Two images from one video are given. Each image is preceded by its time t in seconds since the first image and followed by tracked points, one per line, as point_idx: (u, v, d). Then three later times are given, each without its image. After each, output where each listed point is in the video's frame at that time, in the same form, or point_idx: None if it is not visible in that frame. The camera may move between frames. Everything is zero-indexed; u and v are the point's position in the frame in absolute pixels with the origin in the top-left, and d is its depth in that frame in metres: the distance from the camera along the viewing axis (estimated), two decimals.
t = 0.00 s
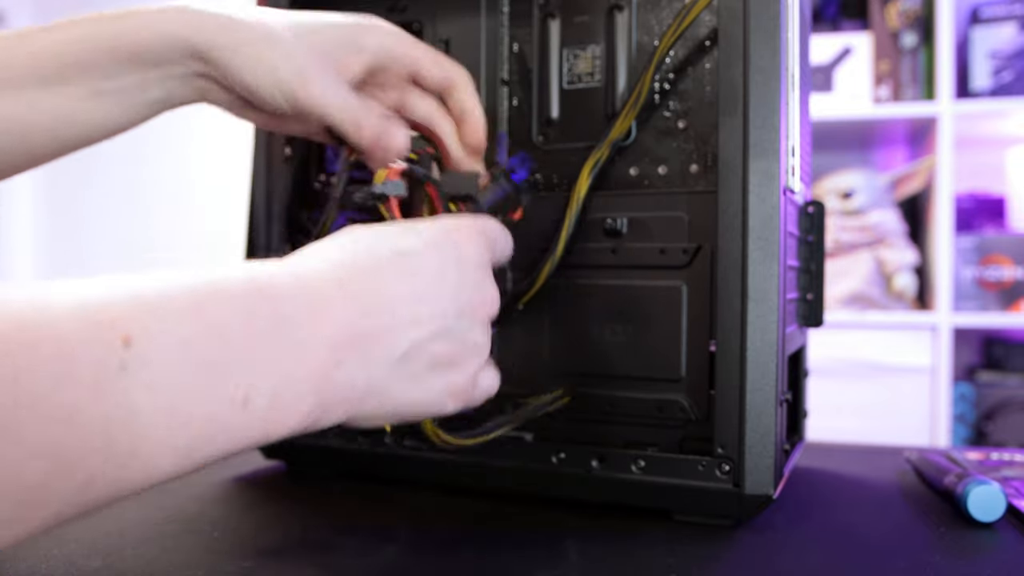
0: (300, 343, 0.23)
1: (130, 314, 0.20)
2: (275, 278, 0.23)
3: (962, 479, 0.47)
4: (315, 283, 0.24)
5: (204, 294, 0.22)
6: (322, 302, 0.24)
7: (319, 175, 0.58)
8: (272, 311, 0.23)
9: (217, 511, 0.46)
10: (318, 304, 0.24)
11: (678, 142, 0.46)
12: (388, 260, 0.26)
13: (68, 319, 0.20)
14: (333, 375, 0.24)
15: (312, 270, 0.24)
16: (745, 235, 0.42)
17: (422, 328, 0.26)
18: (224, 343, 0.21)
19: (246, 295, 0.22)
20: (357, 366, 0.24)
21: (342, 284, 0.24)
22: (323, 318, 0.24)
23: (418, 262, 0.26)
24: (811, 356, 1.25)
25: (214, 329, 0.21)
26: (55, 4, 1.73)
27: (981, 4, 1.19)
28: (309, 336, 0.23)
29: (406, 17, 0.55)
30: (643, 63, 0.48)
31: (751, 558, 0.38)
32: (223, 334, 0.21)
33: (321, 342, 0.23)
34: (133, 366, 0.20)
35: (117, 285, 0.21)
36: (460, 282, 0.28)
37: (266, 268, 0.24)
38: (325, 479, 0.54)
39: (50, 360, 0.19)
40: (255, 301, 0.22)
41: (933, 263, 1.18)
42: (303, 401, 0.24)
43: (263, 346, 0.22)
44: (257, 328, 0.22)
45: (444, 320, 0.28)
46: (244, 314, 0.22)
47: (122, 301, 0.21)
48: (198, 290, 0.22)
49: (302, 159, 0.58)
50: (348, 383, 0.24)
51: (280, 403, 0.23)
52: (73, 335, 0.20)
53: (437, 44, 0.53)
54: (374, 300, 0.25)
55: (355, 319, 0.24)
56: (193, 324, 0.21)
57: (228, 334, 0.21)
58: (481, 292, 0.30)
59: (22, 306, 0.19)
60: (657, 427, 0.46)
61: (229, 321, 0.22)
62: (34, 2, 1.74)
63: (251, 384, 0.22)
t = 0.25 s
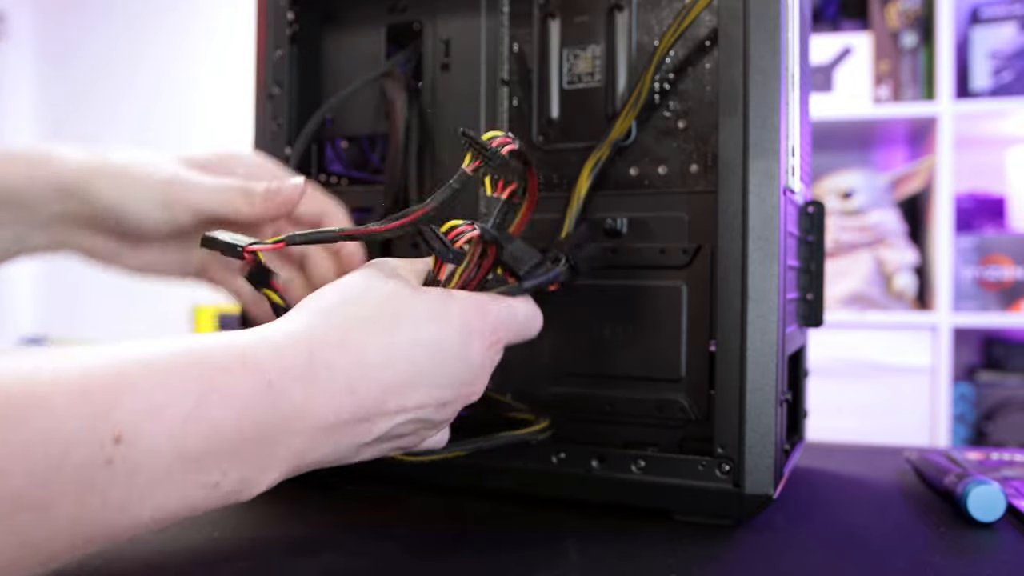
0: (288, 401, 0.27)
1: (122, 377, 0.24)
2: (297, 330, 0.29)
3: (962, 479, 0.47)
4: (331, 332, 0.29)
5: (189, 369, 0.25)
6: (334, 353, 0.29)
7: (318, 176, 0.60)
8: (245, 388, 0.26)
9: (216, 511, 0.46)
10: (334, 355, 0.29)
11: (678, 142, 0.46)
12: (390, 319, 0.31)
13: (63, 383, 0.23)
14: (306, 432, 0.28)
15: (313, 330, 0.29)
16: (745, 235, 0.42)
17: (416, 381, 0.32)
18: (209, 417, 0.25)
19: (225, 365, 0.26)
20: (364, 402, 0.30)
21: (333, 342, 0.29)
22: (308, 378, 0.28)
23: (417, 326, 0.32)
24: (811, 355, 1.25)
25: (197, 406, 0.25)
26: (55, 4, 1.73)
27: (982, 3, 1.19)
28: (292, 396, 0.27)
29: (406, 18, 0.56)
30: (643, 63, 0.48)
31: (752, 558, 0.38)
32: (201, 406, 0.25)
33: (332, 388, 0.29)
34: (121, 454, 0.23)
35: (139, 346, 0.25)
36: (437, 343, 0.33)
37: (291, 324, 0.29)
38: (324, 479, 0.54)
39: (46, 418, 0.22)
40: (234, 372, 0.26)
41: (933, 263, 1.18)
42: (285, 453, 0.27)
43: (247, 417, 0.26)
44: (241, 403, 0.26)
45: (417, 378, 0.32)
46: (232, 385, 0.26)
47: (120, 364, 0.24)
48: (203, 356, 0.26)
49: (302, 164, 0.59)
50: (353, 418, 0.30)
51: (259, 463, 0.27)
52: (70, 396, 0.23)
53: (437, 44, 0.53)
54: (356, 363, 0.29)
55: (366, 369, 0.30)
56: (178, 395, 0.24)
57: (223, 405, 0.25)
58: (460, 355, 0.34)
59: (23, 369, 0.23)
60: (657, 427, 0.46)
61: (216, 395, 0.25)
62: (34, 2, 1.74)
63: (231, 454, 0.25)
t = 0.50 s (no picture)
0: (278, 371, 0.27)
1: (114, 348, 0.24)
2: (290, 304, 0.29)
3: (962, 479, 0.47)
4: (322, 308, 0.29)
5: (181, 341, 0.25)
6: (321, 329, 0.29)
7: (318, 177, 0.60)
8: (237, 360, 0.26)
9: (216, 512, 0.46)
10: (323, 330, 0.29)
11: (678, 142, 0.46)
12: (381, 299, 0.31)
13: (56, 355, 0.23)
14: (296, 404, 0.28)
15: (302, 305, 0.29)
16: (745, 235, 0.42)
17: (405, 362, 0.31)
18: (201, 388, 0.25)
19: (216, 337, 0.26)
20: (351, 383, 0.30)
21: (323, 316, 0.29)
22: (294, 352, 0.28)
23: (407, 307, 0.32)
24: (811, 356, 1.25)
25: (189, 380, 0.25)
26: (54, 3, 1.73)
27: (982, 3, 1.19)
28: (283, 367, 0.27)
29: (406, 18, 0.56)
30: (643, 63, 0.48)
31: (751, 557, 0.38)
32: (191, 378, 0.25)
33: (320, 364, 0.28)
34: (115, 426, 0.23)
35: (131, 319, 0.26)
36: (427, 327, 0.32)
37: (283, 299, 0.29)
38: (324, 479, 0.54)
39: (40, 392, 0.22)
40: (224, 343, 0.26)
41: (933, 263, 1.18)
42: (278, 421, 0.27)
43: (238, 388, 0.26)
44: (232, 374, 0.26)
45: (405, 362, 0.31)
46: (222, 357, 0.26)
47: (111, 337, 0.24)
48: (195, 328, 0.26)
49: (302, 164, 0.60)
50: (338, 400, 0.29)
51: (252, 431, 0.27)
52: (62, 368, 0.23)
53: (438, 44, 0.53)
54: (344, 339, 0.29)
55: (354, 347, 0.30)
56: (170, 367, 0.24)
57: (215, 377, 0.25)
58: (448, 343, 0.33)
59: (16, 343, 0.23)
60: (657, 427, 0.46)
61: (207, 363, 0.25)
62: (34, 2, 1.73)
63: (222, 424, 0.26)
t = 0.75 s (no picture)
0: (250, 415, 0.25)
1: (74, 389, 0.22)
2: (262, 339, 0.27)
3: (962, 479, 0.47)
4: (302, 339, 0.27)
5: (150, 384, 0.23)
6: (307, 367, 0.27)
7: (318, 177, 0.60)
8: (202, 408, 0.24)
9: (216, 512, 0.46)
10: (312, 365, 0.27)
11: (678, 142, 0.46)
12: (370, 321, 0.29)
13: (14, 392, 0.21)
14: (265, 453, 0.26)
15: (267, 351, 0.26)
16: (745, 235, 0.42)
17: (383, 380, 0.31)
18: (173, 429, 0.23)
19: (184, 379, 0.24)
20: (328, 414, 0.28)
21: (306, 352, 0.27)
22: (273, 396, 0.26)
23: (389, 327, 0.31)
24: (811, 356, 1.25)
25: (147, 432, 0.23)
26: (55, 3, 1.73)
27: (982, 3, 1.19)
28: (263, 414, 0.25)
29: (406, 18, 0.56)
30: (643, 63, 0.48)
31: (751, 557, 0.38)
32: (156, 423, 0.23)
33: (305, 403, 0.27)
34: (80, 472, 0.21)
35: (90, 359, 0.23)
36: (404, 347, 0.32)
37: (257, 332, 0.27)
38: (324, 479, 0.54)
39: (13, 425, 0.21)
40: (191, 386, 0.24)
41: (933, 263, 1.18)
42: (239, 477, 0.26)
43: (202, 441, 0.24)
44: (198, 423, 0.24)
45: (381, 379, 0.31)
46: (187, 403, 0.24)
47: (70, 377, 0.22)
48: (160, 369, 0.24)
49: (302, 165, 0.60)
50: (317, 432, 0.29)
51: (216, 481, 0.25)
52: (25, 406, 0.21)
53: (438, 44, 0.53)
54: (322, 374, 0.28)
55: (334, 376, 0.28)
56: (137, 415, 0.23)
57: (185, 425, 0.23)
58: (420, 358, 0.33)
59: None
60: (657, 427, 0.46)
61: (173, 409, 0.23)
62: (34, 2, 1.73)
63: (186, 478, 0.24)
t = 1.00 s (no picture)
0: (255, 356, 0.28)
1: (75, 344, 0.24)
2: (284, 293, 0.30)
3: (962, 479, 0.47)
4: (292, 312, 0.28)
5: (153, 331, 0.25)
6: (307, 327, 0.29)
7: (318, 177, 0.60)
8: (216, 348, 0.27)
9: (216, 512, 0.46)
10: (310, 326, 0.30)
11: (678, 142, 0.46)
12: (370, 297, 0.32)
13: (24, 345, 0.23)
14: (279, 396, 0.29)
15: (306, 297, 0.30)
16: (745, 235, 0.42)
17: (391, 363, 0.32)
18: (179, 374, 0.26)
19: (192, 324, 0.26)
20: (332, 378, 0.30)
21: (302, 312, 0.30)
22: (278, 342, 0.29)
23: (391, 305, 0.33)
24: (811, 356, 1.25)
25: (162, 366, 0.25)
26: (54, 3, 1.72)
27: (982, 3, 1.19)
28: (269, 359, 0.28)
29: (406, 17, 0.56)
30: (643, 63, 0.48)
31: (751, 557, 0.38)
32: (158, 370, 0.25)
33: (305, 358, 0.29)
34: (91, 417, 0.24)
35: (103, 311, 0.26)
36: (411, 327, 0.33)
37: (276, 289, 0.30)
38: (324, 479, 0.54)
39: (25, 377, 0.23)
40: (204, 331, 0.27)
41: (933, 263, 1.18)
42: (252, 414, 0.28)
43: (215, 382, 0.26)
44: (208, 366, 0.26)
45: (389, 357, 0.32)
46: (199, 347, 0.26)
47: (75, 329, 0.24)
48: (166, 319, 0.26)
49: (302, 165, 0.60)
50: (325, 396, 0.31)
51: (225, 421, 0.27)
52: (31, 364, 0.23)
53: (437, 44, 0.53)
54: (327, 336, 0.30)
55: (342, 346, 0.31)
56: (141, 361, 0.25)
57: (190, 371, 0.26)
58: (432, 345, 0.34)
59: None
60: (657, 427, 0.45)
61: (178, 353, 0.26)
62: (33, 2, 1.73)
63: (191, 407, 0.26)
